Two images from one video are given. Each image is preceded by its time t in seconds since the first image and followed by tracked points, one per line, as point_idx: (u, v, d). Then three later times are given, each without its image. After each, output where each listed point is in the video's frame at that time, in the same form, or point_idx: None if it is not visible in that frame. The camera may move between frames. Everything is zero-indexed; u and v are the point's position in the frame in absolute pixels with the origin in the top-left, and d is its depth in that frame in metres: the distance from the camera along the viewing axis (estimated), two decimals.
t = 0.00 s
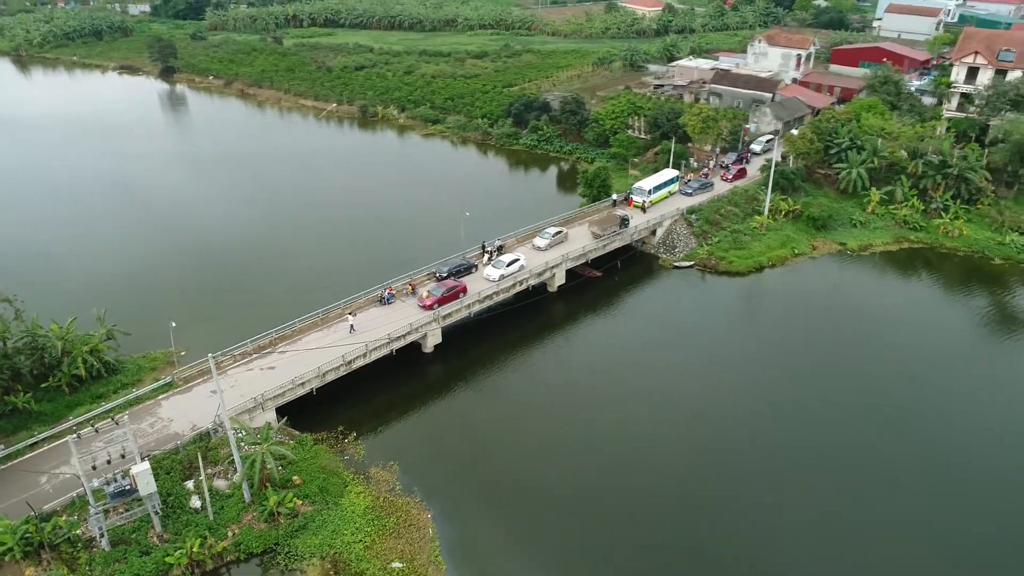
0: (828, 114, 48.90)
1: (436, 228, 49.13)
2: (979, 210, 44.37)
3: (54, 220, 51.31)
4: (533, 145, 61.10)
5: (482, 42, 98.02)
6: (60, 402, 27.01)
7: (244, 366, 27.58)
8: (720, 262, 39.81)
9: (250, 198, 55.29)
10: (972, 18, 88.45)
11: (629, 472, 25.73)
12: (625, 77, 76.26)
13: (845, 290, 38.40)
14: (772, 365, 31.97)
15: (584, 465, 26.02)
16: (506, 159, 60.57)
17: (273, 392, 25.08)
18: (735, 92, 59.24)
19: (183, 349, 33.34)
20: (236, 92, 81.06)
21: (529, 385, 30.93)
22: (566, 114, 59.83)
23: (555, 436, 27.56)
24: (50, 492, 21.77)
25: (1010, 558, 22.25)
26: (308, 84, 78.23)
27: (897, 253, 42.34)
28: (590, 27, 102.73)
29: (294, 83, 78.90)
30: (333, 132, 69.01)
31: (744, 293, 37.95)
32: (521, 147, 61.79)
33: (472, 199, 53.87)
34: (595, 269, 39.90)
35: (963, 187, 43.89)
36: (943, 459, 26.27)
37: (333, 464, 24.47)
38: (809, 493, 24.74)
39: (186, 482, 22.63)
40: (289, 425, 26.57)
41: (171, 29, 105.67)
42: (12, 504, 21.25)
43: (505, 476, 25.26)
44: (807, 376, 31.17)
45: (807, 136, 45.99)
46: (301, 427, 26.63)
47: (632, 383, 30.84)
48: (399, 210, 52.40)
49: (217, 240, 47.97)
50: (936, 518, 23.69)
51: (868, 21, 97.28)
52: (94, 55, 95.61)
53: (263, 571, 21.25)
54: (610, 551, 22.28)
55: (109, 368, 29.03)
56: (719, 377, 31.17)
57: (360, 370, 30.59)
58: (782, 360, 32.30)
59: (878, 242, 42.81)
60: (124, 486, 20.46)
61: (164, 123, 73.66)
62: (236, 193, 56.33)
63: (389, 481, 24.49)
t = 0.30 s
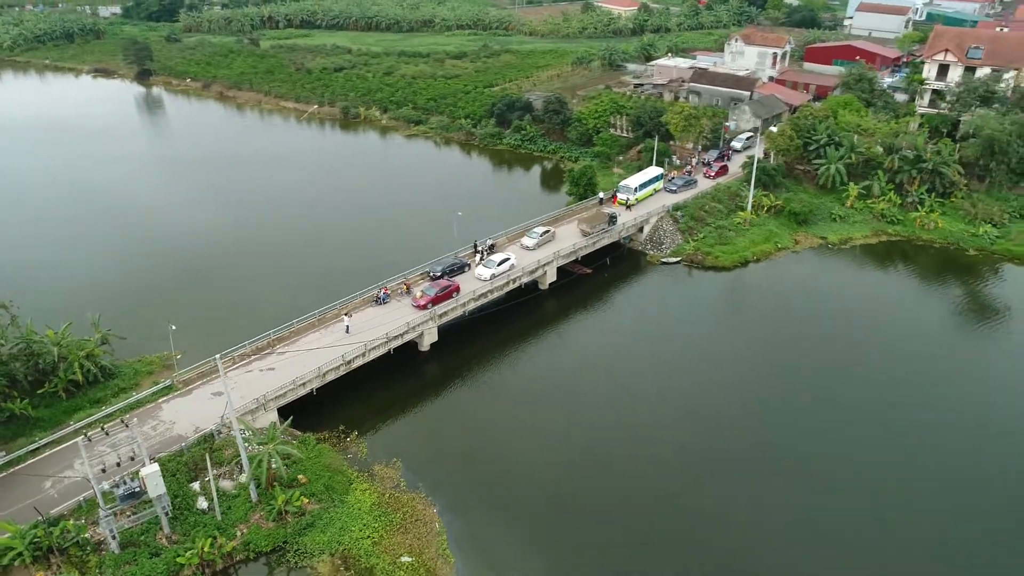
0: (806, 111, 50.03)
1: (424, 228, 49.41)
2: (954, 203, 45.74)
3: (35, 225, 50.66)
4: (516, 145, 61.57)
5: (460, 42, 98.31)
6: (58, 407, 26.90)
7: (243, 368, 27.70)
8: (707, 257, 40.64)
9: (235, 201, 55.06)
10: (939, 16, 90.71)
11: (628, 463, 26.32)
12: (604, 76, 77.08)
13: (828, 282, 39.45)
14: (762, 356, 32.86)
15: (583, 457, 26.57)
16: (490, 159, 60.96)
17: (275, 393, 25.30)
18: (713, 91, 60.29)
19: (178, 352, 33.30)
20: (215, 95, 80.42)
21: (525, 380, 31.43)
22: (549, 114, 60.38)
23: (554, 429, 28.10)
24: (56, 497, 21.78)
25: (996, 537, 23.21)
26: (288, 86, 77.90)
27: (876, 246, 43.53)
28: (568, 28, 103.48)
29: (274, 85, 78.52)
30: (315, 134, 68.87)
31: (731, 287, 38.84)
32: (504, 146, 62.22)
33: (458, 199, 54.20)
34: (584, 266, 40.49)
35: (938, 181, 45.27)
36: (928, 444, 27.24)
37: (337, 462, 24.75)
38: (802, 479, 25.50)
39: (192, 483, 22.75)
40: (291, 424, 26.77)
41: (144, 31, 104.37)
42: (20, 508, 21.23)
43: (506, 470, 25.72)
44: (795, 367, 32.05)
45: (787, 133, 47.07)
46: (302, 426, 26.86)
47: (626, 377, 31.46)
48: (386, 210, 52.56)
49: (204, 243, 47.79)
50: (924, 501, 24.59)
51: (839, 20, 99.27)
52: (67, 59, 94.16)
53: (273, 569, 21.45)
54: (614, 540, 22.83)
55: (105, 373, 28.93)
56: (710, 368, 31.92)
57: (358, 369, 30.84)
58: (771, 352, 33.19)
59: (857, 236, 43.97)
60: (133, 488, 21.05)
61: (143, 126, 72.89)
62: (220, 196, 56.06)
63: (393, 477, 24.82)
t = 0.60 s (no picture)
0: (786, 108, 51.10)
1: (413, 229, 49.69)
2: (930, 196, 47.07)
3: (18, 230, 50.05)
4: (501, 145, 62.00)
5: (439, 43, 98.43)
6: (58, 413, 26.83)
7: (244, 369, 27.84)
8: (694, 253, 41.44)
9: (220, 204, 54.84)
10: (909, 15, 92.78)
11: (627, 454, 26.95)
12: (585, 75, 77.81)
13: (812, 276, 40.45)
14: (753, 348, 33.68)
15: (584, 450, 27.12)
16: (475, 159, 61.34)
17: (278, 393, 25.50)
18: (694, 89, 61.24)
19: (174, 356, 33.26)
20: (195, 97, 79.83)
21: (522, 376, 31.90)
22: (533, 114, 60.87)
23: (553, 423, 28.62)
24: (64, 501, 21.85)
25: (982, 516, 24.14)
26: (269, 88, 77.55)
27: (857, 239, 44.67)
28: (546, 27, 104.03)
29: (254, 87, 78.14)
30: (298, 136, 68.73)
31: (718, 281, 39.67)
32: (489, 147, 62.64)
33: (445, 200, 54.50)
34: (574, 263, 41.06)
35: (914, 176, 46.54)
36: (914, 429, 28.18)
37: (343, 461, 25.04)
38: (796, 465, 26.33)
39: (200, 484, 22.89)
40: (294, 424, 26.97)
41: (118, 33, 103.12)
42: (30, 513, 21.29)
43: (508, 464, 26.19)
44: (785, 358, 32.90)
45: (768, 130, 48.10)
46: (305, 426, 27.08)
47: (620, 371, 32.09)
48: (373, 212, 52.66)
49: (192, 246, 47.61)
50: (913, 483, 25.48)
51: (813, 19, 101.05)
52: (41, 62, 92.80)
53: (284, 568, 21.67)
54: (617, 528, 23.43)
55: (104, 377, 28.87)
56: (702, 361, 32.67)
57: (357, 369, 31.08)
58: (760, 344, 34.03)
59: (839, 230, 45.10)
60: (145, 489, 21.51)
61: (123, 129, 72.19)
62: (206, 199, 55.79)
63: (399, 474, 25.16)
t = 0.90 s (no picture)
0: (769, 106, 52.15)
1: (404, 229, 49.95)
2: (910, 190, 48.28)
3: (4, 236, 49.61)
4: (489, 144, 62.38)
5: (421, 43, 98.54)
6: (61, 417, 26.82)
7: (248, 371, 28.00)
8: (685, 249, 42.21)
9: (209, 207, 54.72)
10: (883, 13, 94.62)
11: (629, 443, 27.56)
12: (568, 75, 78.47)
13: (800, 270, 41.37)
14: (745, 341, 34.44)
15: (587, 442, 27.60)
16: (462, 159, 61.70)
17: (285, 394, 25.72)
18: (678, 87, 61.91)
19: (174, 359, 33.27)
20: (177, 100, 79.35)
21: (522, 373, 32.33)
22: (520, 113, 61.32)
23: (556, 417, 29.09)
24: (76, 503, 21.94)
25: (972, 492, 25.06)
26: (252, 90, 77.27)
27: (841, 233, 45.75)
28: (527, 27, 104.45)
29: (238, 89, 77.79)
30: (284, 138, 68.61)
31: (709, 276, 40.47)
32: (476, 146, 63.01)
33: (435, 200, 54.80)
34: (568, 261, 41.61)
35: (895, 171, 47.70)
36: (904, 413, 29.08)
37: (351, 459, 25.33)
38: (793, 452, 26.99)
39: (211, 485, 23.06)
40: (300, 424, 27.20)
41: (95, 36, 102.00)
42: (43, 516, 21.39)
43: (514, 457, 26.65)
44: (777, 349, 33.67)
45: (753, 127, 49.02)
46: (310, 426, 27.35)
47: (618, 365, 32.67)
48: (364, 213, 52.80)
49: (182, 250, 47.47)
50: (905, 459, 26.52)
51: (789, 18, 102.65)
52: (17, 66, 91.61)
53: (298, 564, 21.93)
54: (627, 510, 24.12)
55: (106, 381, 28.86)
56: (698, 354, 33.34)
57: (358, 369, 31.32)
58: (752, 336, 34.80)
59: (824, 224, 46.14)
60: (160, 490, 21.37)
61: (105, 133, 71.53)
62: (194, 202, 55.60)
63: (407, 470, 25.50)
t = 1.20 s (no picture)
0: (756, 104, 53.09)
1: (398, 229, 50.19)
2: (894, 185, 49.45)
3: None
4: (479, 144, 62.75)
5: (406, 44, 98.59)
6: (67, 421, 26.78)
7: (255, 371, 28.20)
8: (678, 246, 42.96)
9: (200, 209, 54.54)
10: (860, 12, 96.36)
11: (633, 437, 28.22)
12: (554, 75, 79.05)
13: (790, 264, 42.27)
14: (740, 334, 35.18)
15: (591, 437, 28.16)
16: (452, 159, 62.04)
17: (294, 393, 25.97)
18: (664, 87, 62.62)
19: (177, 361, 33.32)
20: (162, 103, 78.82)
21: (524, 369, 32.81)
22: (510, 113, 61.77)
23: (559, 412, 29.63)
24: (90, 505, 22.04)
25: (964, 477, 26.10)
26: (238, 92, 76.96)
27: (829, 228, 46.74)
28: (510, 27, 104.80)
29: (223, 91, 77.43)
30: (273, 139, 68.47)
31: (702, 271, 41.26)
32: (466, 146, 63.37)
33: (427, 200, 55.08)
34: (563, 259, 42.16)
35: (879, 166, 48.77)
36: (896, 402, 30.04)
37: (361, 456, 25.67)
38: (791, 444, 27.77)
39: (225, 484, 23.29)
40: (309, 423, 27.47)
41: (73, 38, 100.78)
42: (58, 518, 21.48)
43: (519, 452, 27.16)
44: (772, 342, 34.47)
45: (740, 125, 49.85)
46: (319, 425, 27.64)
47: (617, 361, 33.26)
48: (357, 213, 52.98)
49: (176, 253, 47.35)
50: (899, 450, 27.42)
51: (769, 17, 104.08)
52: None
53: (315, 560, 22.22)
54: (633, 504, 24.75)
55: (111, 384, 28.85)
56: (696, 349, 34.06)
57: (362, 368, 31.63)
58: (747, 330, 35.58)
59: (811, 220, 47.11)
60: (178, 490, 21.66)
61: (89, 136, 70.92)
62: (184, 205, 55.36)
63: (416, 466, 25.90)
